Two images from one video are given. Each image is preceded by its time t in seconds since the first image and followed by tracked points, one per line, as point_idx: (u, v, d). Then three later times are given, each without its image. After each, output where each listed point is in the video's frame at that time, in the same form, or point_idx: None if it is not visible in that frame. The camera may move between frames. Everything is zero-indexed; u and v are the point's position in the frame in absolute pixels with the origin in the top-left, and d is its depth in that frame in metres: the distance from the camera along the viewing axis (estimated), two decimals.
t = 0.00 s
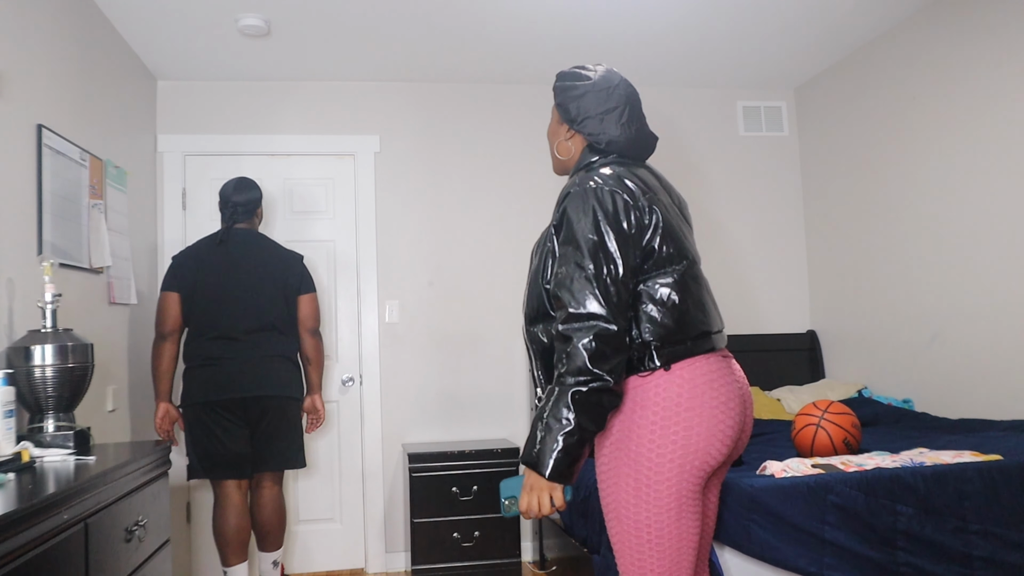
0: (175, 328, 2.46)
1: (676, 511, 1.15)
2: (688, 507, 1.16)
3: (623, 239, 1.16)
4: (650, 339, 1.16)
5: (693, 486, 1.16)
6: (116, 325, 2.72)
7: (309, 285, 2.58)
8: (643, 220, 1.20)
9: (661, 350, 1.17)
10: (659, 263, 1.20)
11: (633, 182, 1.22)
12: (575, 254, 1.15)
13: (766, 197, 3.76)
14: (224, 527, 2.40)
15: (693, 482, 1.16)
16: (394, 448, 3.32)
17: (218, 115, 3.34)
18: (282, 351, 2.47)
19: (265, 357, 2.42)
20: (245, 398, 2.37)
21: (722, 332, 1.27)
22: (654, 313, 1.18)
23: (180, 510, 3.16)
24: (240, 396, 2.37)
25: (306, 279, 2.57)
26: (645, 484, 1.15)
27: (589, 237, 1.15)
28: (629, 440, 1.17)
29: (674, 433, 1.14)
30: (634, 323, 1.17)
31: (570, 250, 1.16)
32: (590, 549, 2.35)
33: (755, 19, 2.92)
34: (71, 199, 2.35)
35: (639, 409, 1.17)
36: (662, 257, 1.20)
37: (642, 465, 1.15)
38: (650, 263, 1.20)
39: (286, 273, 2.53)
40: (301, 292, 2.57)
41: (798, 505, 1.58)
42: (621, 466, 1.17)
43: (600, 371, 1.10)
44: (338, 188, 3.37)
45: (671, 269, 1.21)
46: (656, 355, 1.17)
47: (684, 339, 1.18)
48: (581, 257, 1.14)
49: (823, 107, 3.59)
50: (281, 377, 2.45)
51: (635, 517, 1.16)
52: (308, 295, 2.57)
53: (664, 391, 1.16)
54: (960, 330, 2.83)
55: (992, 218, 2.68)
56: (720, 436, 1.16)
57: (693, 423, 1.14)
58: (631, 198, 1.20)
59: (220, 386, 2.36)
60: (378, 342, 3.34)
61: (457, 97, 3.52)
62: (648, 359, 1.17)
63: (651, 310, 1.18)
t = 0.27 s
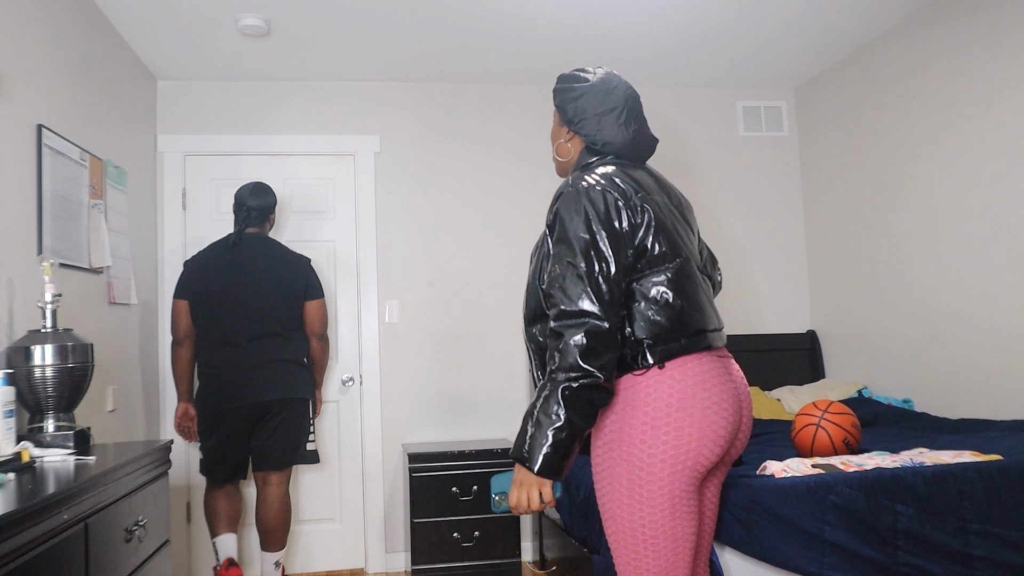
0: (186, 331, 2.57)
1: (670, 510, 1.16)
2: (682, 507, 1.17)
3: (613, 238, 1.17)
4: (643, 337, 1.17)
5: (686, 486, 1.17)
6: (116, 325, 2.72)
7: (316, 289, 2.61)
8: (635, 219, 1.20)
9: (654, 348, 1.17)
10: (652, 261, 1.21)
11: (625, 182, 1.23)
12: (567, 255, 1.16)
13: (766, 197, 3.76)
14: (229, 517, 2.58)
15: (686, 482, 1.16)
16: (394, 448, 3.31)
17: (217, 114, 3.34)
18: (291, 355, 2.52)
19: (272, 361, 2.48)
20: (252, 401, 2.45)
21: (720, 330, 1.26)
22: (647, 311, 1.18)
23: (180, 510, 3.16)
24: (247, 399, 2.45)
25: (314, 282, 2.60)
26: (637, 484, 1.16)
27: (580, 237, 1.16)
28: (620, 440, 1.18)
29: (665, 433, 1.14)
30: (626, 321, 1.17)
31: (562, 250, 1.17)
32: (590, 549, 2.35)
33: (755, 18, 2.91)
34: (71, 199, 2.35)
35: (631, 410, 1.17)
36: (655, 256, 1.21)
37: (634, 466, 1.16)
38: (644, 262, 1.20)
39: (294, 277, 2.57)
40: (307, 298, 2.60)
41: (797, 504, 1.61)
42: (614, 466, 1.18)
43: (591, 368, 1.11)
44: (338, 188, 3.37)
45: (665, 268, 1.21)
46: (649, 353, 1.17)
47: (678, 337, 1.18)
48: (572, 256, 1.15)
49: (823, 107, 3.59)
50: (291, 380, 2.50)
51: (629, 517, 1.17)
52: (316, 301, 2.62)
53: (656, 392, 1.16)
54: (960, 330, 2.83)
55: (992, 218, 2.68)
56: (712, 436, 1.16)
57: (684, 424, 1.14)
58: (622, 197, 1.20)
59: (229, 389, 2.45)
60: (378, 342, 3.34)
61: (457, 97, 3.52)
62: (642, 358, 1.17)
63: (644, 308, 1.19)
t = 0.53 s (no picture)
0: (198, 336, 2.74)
1: (661, 512, 1.16)
2: (672, 508, 1.17)
3: (605, 240, 1.17)
4: (634, 339, 1.17)
5: (677, 487, 1.17)
6: (116, 325, 2.72)
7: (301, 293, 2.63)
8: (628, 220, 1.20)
9: (646, 350, 1.17)
10: (646, 263, 1.21)
11: (618, 183, 1.23)
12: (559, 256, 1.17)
13: (765, 197, 3.76)
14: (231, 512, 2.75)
15: (676, 484, 1.16)
16: (394, 448, 3.31)
17: (217, 114, 3.34)
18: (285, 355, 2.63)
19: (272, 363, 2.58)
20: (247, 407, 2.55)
21: (716, 331, 1.25)
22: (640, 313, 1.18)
23: (180, 511, 3.15)
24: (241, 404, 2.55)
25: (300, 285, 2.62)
26: (627, 485, 1.17)
27: (571, 240, 1.17)
28: (611, 441, 1.19)
29: (653, 435, 1.15)
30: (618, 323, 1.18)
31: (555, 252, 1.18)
32: (590, 549, 2.35)
33: (755, 18, 2.91)
34: (71, 199, 2.35)
35: (621, 410, 1.18)
36: (648, 257, 1.20)
37: (623, 467, 1.17)
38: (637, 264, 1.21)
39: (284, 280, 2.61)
40: (294, 300, 2.62)
41: (799, 504, 1.61)
42: (605, 467, 1.20)
43: (580, 369, 1.12)
44: (338, 188, 3.37)
45: (659, 269, 1.20)
46: (641, 354, 1.17)
47: (670, 339, 1.17)
48: (564, 258, 1.16)
49: (823, 107, 3.59)
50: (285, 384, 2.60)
51: (620, 517, 1.18)
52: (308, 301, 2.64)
53: (645, 394, 1.16)
54: (960, 330, 2.84)
55: (992, 218, 2.68)
56: (702, 438, 1.16)
57: (672, 426, 1.15)
58: (614, 199, 1.20)
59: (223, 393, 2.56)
60: (378, 342, 3.34)
61: (457, 97, 3.52)
62: (634, 359, 1.17)
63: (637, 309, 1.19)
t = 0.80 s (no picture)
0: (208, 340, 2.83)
1: (656, 512, 1.16)
2: (668, 508, 1.17)
3: (600, 242, 1.17)
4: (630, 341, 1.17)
5: (672, 488, 1.17)
6: (116, 325, 2.72)
7: (261, 289, 2.62)
8: (623, 222, 1.20)
9: (641, 351, 1.16)
10: (642, 264, 1.20)
11: (614, 185, 1.23)
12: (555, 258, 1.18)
13: (765, 197, 3.76)
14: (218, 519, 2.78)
15: (671, 485, 1.16)
16: (394, 448, 3.31)
17: (217, 114, 3.34)
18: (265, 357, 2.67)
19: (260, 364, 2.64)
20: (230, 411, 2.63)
21: (715, 333, 1.24)
22: (637, 314, 1.18)
23: (180, 510, 3.16)
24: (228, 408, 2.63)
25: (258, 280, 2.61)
26: (623, 485, 1.18)
27: (566, 242, 1.17)
28: (607, 441, 1.19)
29: (648, 435, 1.15)
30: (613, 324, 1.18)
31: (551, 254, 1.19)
32: (590, 549, 2.35)
33: (754, 18, 2.91)
34: (71, 199, 2.35)
35: (617, 410, 1.19)
36: (644, 257, 1.20)
37: (619, 467, 1.18)
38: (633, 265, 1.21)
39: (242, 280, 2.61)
40: (252, 297, 2.61)
41: (800, 505, 1.64)
42: (601, 466, 1.20)
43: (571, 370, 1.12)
44: (338, 189, 3.37)
45: (656, 270, 1.20)
46: (636, 355, 1.17)
47: (665, 339, 1.17)
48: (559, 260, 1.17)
49: (823, 107, 3.59)
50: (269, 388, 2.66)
51: (617, 516, 1.19)
52: (267, 297, 2.62)
53: (640, 395, 1.17)
54: (960, 330, 2.83)
55: (992, 218, 2.68)
56: (697, 439, 1.15)
57: (667, 427, 1.15)
58: (609, 200, 1.21)
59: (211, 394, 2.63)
60: (378, 343, 3.34)
61: (457, 97, 3.52)
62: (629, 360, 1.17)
63: (633, 310, 1.19)
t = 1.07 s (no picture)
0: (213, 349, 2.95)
1: (658, 512, 1.16)
2: (671, 509, 1.17)
3: (602, 242, 1.17)
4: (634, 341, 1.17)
5: (675, 489, 1.16)
6: (116, 325, 2.72)
7: (225, 283, 2.71)
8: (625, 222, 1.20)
9: (644, 351, 1.16)
10: (645, 264, 1.20)
11: (615, 186, 1.23)
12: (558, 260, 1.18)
13: (765, 197, 3.76)
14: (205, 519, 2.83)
15: (673, 485, 1.16)
16: (394, 448, 3.31)
17: (217, 114, 3.34)
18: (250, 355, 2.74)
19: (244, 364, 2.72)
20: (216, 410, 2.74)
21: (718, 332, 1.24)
22: (640, 314, 1.18)
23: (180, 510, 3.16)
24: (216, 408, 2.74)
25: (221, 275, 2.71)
26: (625, 485, 1.18)
27: (569, 243, 1.17)
28: (611, 441, 1.19)
29: (651, 435, 1.15)
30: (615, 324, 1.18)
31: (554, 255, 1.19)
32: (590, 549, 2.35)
33: (754, 18, 2.91)
34: (70, 199, 2.35)
35: (620, 410, 1.19)
36: (646, 258, 1.20)
37: (621, 466, 1.18)
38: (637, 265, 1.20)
39: (207, 276, 2.73)
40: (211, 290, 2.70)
41: (800, 504, 1.64)
42: (604, 465, 1.21)
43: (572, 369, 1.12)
44: (338, 188, 3.37)
45: (659, 270, 1.20)
46: (639, 356, 1.17)
47: (668, 340, 1.17)
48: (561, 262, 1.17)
49: (823, 107, 3.59)
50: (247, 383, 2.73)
51: (619, 515, 1.19)
52: (223, 290, 2.69)
53: (643, 395, 1.17)
54: (960, 330, 2.83)
55: (992, 218, 2.68)
56: (700, 439, 1.15)
57: (670, 427, 1.15)
58: (611, 201, 1.20)
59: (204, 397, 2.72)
60: (378, 343, 3.34)
61: (457, 97, 3.52)
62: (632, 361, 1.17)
63: (637, 310, 1.19)
